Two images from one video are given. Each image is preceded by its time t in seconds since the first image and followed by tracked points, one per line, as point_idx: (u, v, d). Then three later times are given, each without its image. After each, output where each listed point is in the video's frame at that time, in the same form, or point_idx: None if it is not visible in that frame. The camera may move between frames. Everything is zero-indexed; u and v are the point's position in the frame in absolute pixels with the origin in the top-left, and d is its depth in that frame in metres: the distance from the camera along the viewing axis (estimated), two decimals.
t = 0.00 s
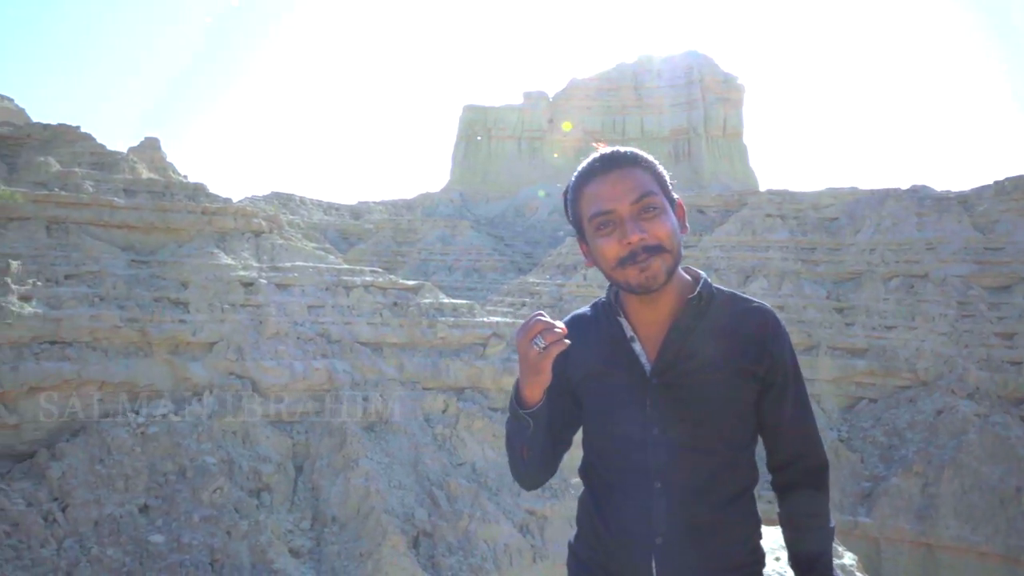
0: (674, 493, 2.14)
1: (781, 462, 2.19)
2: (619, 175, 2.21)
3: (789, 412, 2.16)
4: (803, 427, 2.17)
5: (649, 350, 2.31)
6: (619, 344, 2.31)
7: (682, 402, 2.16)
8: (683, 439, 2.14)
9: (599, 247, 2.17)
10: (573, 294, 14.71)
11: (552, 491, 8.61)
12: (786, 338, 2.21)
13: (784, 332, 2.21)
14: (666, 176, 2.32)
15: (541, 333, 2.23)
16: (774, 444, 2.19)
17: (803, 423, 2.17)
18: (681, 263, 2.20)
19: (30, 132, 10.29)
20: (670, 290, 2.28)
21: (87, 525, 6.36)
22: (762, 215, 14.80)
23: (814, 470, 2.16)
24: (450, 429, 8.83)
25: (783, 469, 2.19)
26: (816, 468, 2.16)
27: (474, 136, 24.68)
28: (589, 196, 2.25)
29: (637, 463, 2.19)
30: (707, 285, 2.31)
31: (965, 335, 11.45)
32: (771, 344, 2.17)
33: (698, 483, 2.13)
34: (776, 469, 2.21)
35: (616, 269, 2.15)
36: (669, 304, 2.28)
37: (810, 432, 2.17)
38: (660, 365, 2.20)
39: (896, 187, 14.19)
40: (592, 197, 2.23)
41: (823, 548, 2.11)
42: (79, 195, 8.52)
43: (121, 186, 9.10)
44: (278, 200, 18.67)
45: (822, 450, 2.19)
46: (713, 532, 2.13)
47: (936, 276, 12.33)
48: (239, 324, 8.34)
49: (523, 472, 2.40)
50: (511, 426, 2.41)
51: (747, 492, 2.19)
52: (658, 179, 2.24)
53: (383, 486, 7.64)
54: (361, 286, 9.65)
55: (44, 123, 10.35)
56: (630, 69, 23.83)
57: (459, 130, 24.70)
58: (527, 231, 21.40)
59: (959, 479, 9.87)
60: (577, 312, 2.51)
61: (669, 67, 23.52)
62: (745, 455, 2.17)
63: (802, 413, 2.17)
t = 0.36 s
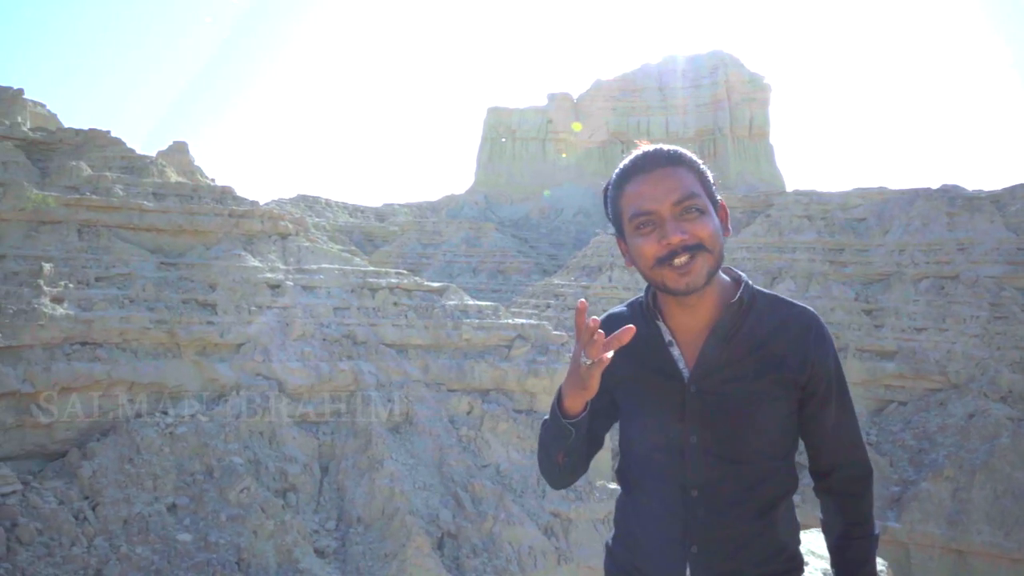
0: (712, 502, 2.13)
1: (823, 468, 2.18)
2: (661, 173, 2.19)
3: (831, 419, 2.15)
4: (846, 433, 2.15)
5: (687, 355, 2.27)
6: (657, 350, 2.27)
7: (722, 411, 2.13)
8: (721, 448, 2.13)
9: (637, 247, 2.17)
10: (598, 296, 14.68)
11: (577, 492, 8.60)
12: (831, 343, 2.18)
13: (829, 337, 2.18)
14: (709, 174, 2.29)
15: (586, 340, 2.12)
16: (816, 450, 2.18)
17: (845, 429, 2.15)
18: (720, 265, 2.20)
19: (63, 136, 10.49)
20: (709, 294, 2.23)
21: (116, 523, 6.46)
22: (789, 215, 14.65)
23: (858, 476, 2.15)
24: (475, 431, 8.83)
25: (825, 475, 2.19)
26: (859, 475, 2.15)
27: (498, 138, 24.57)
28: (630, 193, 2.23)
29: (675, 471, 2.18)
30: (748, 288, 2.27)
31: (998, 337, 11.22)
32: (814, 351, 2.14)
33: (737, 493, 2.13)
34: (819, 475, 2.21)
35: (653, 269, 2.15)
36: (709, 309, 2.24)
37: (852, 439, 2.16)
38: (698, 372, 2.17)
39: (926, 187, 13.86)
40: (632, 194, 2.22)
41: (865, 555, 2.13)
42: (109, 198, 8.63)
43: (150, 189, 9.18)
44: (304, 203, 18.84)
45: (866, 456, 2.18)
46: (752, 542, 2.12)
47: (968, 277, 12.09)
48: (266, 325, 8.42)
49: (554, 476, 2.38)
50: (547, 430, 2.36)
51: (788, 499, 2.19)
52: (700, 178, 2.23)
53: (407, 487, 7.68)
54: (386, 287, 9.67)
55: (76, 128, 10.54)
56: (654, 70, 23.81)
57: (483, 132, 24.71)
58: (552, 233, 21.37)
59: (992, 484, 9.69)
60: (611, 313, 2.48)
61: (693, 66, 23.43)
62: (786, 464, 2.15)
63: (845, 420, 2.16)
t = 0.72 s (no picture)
0: (690, 510, 2.17)
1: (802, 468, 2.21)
2: (645, 167, 2.20)
3: (810, 422, 2.17)
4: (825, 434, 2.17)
5: (666, 359, 2.29)
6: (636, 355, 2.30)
7: (700, 420, 2.17)
8: (700, 456, 2.16)
9: (613, 237, 2.19)
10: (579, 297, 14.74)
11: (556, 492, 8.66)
12: (812, 347, 2.21)
13: (809, 340, 2.21)
14: (696, 175, 2.30)
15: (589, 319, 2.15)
16: (795, 451, 2.21)
17: (825, 431, 2.17)
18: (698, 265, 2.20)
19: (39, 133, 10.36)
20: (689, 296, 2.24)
21: (92, 524, 6.40)
22: (768, 218, 14.78)
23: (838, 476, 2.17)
24: (455, 431, 8.84)
25: (806, 474, 2.22)
26: (839, 475, 2.17)
27: (480, 138, 24.53)
28: (611, 185, 2.25)
29: (653, 479, 2.22)
30: (727, 291, 2.29)
31: (971, 338, 11.40)
32: (792, 355, 2.18)
33: (715, 499, 2.16)
34: (801, 473, 2.24)
35: (628, 262, 2.16)
36: (688, 311, 2.25)
37: (833, 439, 2.17)
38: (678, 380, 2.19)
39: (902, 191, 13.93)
40: (613, 187, 2.24)
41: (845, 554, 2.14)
42: (87, 196, 8.53)
43: (129, 187, 9.14)
44: (284, 202, 18.70)
45: (846, 456, 2.20)
46: (730, 547, 2.16)
47: (942, 279, 12.21)
48: (245, 325, 8.37)
49: (553, 481, 2.33)
50: (543, 435, 2.31)
51: (767, 500, 2.23)
52: (686, 176, 2.24)
53: (387, 487, 7.68)
54: (367, 287, 9.66)
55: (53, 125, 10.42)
56: (636, 73, 23.94)
57: (465, 132, 24.68)
58: (533, 234, 21.41)
59: (965, 483, 9.85)
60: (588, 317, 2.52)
61: (675, 70, 23.63)
62: (765, 467, 2.19)
63: (825, 421, 2.18)
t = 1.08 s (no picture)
0: (630, 515, 2.12)
1: (739, 468, 2.16)
2: (592, 173, 2.11)
3: (747, 424, 2.13)
4: (761, 436, 2.13)
5: (607, 369, 2.22)
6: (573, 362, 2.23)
7: (638, 424, 2.11)
8: (639, 461, 2.11)
9: (557, 246, 2.09)
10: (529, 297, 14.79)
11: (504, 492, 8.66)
12: (751, 351, 2.18)
13: (747, 346, 2.16)
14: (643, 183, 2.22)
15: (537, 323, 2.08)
16: (732, 451, 2.16)
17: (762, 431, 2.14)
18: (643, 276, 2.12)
19: None
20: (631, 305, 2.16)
21: (27, 530, 6.17)
22: (714, 219, 15.05)
23: (775, 478, 2.12)
24: (403, 431, 8.75)
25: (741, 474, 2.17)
26: (775, 475, 2.12)
27: (431, 137, 24.39)
28: (557, 191, 2.15)
29: (593, 481, 2.17)
30: (667, 296, 2.22)
31: (907, 338, 11.80)
32: (730, 361, 2.14)
33: (655, 503, 2.11)
34: (738, 473, 2.18)
35: (573, 271, 2.07)
36: (629, 321, 2.17)
37: (770, 440, 2.14)
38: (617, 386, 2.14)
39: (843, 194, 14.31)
40: (559, 193, 2.14)
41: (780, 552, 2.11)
42: (23, 189, 8.26)
43: (68, 181, 8.86)
44: (230, 198, 18.31)
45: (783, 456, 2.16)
46: (669, 549, 2.13)
47: (881, 281, 12.66)
48: (188, 323, 8.17)
49: (497, 491, 2.18)
50: (486, 444, 2.15)
51: (704, 500, 2.20)
52: (634, 184, 2.15)
53: (334, 488, 7.57)
54: (314, 286, 9.51)
55: None
56: (589, 74, 23.99)
57: (415, 130, 24.53)
58: (483, 233, 21.41)
59: (901, 478, 10.21)
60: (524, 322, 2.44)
61: (627, 71, 23.83)
62: (702, 469, 2.15)
63: (761, 423, 2.14)
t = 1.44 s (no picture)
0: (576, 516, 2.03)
1: (683, 465, 2.18)
2: (548, 166, 2.08)
3: (692, 422, 2.14)
4: (706, 431, 2.15)
5: (552, 370, 2.14)
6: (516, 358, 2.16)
7: (587, 422, 2.04)
8: (586, 460, 2.03)
9: (507, 237, 2.04)
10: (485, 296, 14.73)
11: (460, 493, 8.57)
12: (695, 350, 2.18)
13: (691, 345, 2.16)
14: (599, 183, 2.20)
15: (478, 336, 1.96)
16: (675, 449, 2.18)
17: (706, 429, 2.15)
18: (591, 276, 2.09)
19: None
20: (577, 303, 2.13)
21: None
22: (669, 220, 15.18)
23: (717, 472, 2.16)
24: (356, 431, 8.61)
25: (686, 470, 2.19)
26: (717, 471, 2.16)
27: (387, 134, 24.13)
28: (511, 182, 2.11)
29: (539, 482, 2.06)
30: (614, 296, 2.20)
31: (857, 338, 12.10)
32: (675, 361, 2.13)
33: (604, 502, 2.04)
34: (682, 468, 2.20)
35: (522, 263, 2.02)
36: (576, 319, 2.14)
37: (714, 436, 2.15)
38: (566, 383, 2.08)
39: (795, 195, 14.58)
40: (514, 184, 2.10)
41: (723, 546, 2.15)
42: None
43: (6, 174, 8.53)
44: (179, 194, 17.85)
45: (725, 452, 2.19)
46: (619, 548, 2.02)
47: (833, 282, 12.95)
48: (134, 322, 7.93)
49: (442, 496, 2.11)
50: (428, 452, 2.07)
51: (651, 499, 2.12)
52: (588, 183, 2.12)
53: (286, 491, 7.41)
54: (265, 285, 9.31)
55: None
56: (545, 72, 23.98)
57: (370, 127, 24.26)
58: (438, 232, 21.29)
59: (850, 475, 10.45)
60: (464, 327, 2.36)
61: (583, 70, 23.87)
62: (650, 468, 2.09)
63: (706, 420, 2.15)
